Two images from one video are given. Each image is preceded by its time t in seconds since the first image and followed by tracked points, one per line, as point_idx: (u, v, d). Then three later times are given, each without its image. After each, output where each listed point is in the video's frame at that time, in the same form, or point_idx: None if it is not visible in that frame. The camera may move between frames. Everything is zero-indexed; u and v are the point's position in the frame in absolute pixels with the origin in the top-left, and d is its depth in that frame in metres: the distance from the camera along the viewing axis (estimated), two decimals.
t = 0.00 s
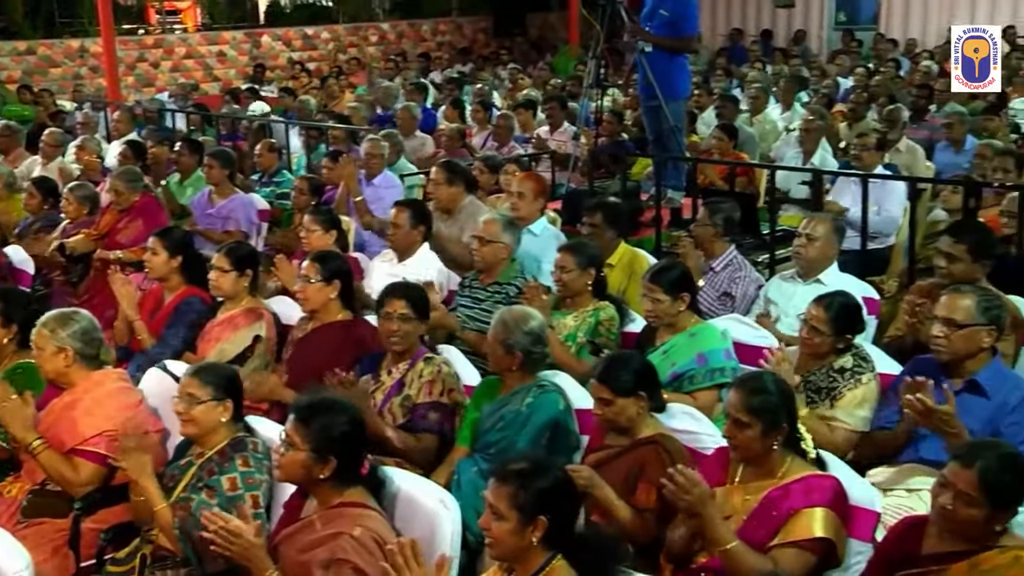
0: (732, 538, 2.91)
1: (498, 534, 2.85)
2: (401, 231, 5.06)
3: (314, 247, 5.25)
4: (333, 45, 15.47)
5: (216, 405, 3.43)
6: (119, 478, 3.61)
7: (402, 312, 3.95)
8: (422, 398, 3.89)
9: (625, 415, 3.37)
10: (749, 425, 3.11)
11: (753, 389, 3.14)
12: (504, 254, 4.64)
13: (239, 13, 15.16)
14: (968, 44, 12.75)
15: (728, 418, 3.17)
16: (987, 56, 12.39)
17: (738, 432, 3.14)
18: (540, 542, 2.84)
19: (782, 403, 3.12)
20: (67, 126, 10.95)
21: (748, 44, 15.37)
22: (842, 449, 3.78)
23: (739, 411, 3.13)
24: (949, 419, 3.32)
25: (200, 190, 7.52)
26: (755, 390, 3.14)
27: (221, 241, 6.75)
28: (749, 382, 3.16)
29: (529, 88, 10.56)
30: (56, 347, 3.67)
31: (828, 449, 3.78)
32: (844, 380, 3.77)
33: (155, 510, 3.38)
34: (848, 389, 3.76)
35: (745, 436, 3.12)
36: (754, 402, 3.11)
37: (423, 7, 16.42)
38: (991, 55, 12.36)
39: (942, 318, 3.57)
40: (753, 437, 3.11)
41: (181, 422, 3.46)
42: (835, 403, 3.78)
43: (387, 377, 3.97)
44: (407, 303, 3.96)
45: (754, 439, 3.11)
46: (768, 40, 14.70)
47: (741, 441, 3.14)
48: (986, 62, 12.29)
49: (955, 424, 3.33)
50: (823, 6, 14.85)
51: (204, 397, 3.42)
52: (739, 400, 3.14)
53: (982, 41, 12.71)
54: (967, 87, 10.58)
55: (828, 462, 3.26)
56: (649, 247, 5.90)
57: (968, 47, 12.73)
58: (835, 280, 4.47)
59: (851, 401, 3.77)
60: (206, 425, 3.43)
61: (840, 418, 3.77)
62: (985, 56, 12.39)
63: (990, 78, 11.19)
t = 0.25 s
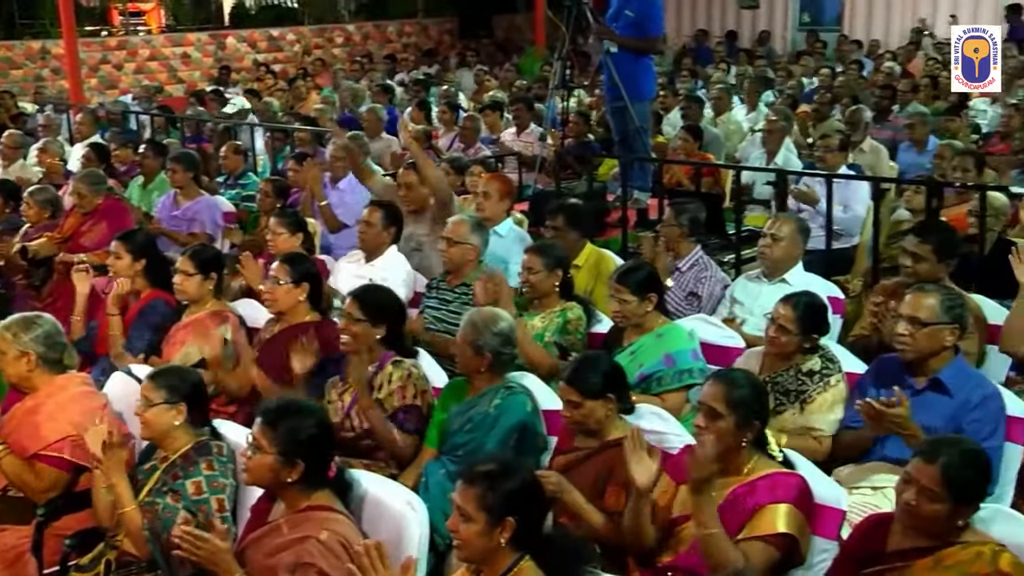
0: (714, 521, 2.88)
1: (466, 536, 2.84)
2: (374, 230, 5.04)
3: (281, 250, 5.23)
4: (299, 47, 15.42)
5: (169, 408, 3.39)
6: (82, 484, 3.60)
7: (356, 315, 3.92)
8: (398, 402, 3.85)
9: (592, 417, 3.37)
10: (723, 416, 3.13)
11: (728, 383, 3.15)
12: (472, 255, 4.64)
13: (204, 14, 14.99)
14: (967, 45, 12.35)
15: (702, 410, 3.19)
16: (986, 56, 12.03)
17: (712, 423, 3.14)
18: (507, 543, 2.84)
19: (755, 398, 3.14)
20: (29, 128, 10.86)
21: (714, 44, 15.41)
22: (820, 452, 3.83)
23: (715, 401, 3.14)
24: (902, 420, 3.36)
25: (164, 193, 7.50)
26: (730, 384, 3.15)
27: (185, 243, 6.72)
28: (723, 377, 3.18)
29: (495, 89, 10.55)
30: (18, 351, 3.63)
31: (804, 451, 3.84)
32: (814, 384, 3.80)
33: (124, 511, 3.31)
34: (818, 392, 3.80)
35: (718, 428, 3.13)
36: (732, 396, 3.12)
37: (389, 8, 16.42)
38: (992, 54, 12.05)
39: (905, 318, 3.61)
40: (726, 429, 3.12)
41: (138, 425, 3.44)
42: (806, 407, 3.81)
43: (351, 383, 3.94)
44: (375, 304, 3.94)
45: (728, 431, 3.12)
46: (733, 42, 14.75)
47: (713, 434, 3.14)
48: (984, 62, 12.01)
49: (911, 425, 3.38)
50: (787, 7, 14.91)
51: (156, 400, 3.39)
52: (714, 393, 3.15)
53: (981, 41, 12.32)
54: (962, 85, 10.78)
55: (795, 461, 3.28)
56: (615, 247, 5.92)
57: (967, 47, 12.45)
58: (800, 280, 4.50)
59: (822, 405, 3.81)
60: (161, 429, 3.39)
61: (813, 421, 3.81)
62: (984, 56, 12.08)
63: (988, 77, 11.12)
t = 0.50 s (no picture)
0: (673, 518, 2.90)
1: (425, 539, 2.84)
2: (328, 235, 5.08)
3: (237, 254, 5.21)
4: (255, 49, 15.35)
5: (120, 417, 3.34)
6: (37, 491, 3.55)
7: (304, 322, 3.86)
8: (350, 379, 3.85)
9: (550, 420, 3.38)
10: (684, 417, 3.13)
11: (690, 384, 3.16)
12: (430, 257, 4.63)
13: (157, 16, 14.84)
14: (967, 43, 10.91)
15: (664, 410, 3.19)
16: (987, 55, 10.73)
17: (673, 424, 3.15)
18: (467, 545, 2.84)
19: (717, 400, 3.15)
20: None
21: (671, 46, 15.37)
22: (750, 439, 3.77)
23: (677, 401, 3.14)
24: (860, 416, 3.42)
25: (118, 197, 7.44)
26: (692, 385, 3.16)
27: (140, 247, 6.65)
28: (686, 377, 3.19)
29: (452, 91, 10.53)
30: None
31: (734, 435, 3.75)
32: (767, 377, 3.83)
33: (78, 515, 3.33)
34: (770, 384, 3.82)
35: (679, 428, 3.14)
36: (694, 397, 3.13)
37: (345, 10, 16.40)
38: (996, 54, 10.72)
39: (859, 316, 3.66)
40: (687, 429, 3.13)
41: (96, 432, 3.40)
42: (758, 397, 3.84)
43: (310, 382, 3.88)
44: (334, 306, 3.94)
45: (687, 432, 3.13)
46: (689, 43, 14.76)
47: (674, 434, 3.15)
48: (988, 63, 10.65)
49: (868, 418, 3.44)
50: (742, 7, 15.01)
51: (110, 409, 3.34)
52: (675, 392, 3.17)
53: (983, 39, 10.89)
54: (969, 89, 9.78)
55: (753, 460, 3.30)
56: (573, 249, 5.92)
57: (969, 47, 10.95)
58: (756, 280, 4.53)
59: (774, 396, 3.83)
60: (115, 436, 3.36)
61: (759, 410, 3.83)
62: (986, 56, 10.74)
63: (989, 76, 10.10)
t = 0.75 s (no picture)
0: (629, 527, 2.97)
1: (391, 539, 2.83)
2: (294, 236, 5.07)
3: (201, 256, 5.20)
4: (219, 50, 15.12)
5: (95, 424, 3.34)
6: None
7: (274, 321, 3.89)
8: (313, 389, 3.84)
9: (513, 424, 3.39)
10: (647, 417, 3.14)
11: (653, 385, 3.18)
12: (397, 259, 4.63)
13: (119, 17, 14.79)
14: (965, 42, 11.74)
15: (626, 410, 3.19)
16: (984, 54, 11.37)
17: (634, 424, 3.16)
18: (434, 546, 2.83)
19: (679, 400, 3.16)
20: None
21: (635, 49, 15.03)
22: (732, 443, 3.82)
23: (640, 402, 3.15)
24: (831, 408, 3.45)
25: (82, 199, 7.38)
26: (654, 386, 3.17)
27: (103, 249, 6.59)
28: (650, 377, 3.20)
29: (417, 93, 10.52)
30: None
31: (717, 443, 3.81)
32: (732, 377, 3.83)
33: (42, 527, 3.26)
34: (736, 384, 3.82)
35: (642, 429, 3.15)
36: (657, 398, 3.14)
37: (309, 10, 16.17)
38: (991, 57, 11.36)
39: (823, 315, 3.67)
40: (650, 430, 3.14)
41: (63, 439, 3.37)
42: (724, 399, 3.83)
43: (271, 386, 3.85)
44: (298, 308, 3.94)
45: (649, 432, 3.14)
46: (654, 44, 14.74)
47: (637, 435, 3.16)
48: (987, 62, 11.31)
49: (837, 414, 3.47)
50: (706, 8, 14.84)
51: (83, 416, 3.33)
52: (639, 393, 3.17)
53: (981, 39, 11.63)
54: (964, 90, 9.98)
55: (719, 460, 3.31)
56: (539, 249, 5.94)
57: (968, 46, 11.85)
58: (721, 281, 4.56)
59: (740, 396, 3.83)
60: (87, 443, 3.34)
61: (726, 411, 3.83)
62: (984, 55, 11.45)
63: (988, 77, 10.72)
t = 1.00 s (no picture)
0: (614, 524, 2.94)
1: (369, 541, 2.82)
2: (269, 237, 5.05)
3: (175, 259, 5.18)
4: (192, 51, 15.04)
5: (75, 432, 3.32)
6: None
7: (254, 314, 3.91)
8: (289, 411, 3.81)
9: (488, 424, 3.40)
10: (619, 416, 3.17)
11: (625, 382, 3.20)
12: (373, 261, 4.62)
13: (92, 18, 14.68)
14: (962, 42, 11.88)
15: (598, 409, 3.22)
16: (984, 54, 11.65)
17: (607, 423, 3.19)
18: (412, 548, 2.83)
19: (652, 399, 3.18)
20: None
21: (608, 50, 15.19)
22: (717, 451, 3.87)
23: (612, 401, 3.18)
24: (804, 412, 3.47)
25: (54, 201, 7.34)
26: (628, 383, 3.20)
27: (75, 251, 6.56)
28: (623, 376, 3.22)
29: (392, 94, 10.51)
30: None
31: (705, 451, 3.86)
32: (710, 382, 3.85)
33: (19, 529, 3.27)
34: (714, 390, 3.84)
35: (614, 426, 3.18)
36: (628, 395, 3.17)
37: (284, 11, 16.07)
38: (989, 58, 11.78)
39: (798, 313, 3.71)
40: (622, 427, 3.17)
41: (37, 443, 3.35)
42: (703, 406, 3.85)
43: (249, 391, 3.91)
44: (273, 309, 3.92)
45: (621, 430, 3.17)
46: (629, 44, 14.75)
47: (609, 432, 3.19)
48: (987, 62, 11.59)
49: (812, 416, 3.50)
50: (680, 10, 14.86)
51: (62, 424, 3.31)
52: (612, 392, 3.19)
53: (981, 41, 11.92)
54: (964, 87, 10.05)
55: (695, 460, 3.32)
56: (515, 250, 5.94)
57: (964, 47, 11.97)
58: (696, 281, 4.57)
59: (719, 403, 3.85)
60: (64, 448, 3.33)
61: (706, 419, 3.85)
62: (984, 55, 11.67)
63: (992, 73, 11.16)
